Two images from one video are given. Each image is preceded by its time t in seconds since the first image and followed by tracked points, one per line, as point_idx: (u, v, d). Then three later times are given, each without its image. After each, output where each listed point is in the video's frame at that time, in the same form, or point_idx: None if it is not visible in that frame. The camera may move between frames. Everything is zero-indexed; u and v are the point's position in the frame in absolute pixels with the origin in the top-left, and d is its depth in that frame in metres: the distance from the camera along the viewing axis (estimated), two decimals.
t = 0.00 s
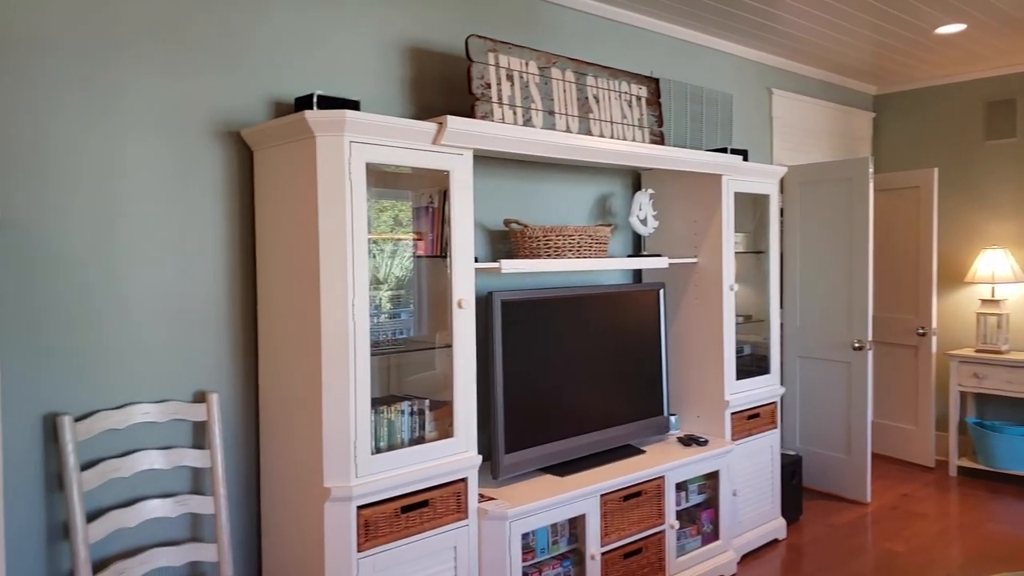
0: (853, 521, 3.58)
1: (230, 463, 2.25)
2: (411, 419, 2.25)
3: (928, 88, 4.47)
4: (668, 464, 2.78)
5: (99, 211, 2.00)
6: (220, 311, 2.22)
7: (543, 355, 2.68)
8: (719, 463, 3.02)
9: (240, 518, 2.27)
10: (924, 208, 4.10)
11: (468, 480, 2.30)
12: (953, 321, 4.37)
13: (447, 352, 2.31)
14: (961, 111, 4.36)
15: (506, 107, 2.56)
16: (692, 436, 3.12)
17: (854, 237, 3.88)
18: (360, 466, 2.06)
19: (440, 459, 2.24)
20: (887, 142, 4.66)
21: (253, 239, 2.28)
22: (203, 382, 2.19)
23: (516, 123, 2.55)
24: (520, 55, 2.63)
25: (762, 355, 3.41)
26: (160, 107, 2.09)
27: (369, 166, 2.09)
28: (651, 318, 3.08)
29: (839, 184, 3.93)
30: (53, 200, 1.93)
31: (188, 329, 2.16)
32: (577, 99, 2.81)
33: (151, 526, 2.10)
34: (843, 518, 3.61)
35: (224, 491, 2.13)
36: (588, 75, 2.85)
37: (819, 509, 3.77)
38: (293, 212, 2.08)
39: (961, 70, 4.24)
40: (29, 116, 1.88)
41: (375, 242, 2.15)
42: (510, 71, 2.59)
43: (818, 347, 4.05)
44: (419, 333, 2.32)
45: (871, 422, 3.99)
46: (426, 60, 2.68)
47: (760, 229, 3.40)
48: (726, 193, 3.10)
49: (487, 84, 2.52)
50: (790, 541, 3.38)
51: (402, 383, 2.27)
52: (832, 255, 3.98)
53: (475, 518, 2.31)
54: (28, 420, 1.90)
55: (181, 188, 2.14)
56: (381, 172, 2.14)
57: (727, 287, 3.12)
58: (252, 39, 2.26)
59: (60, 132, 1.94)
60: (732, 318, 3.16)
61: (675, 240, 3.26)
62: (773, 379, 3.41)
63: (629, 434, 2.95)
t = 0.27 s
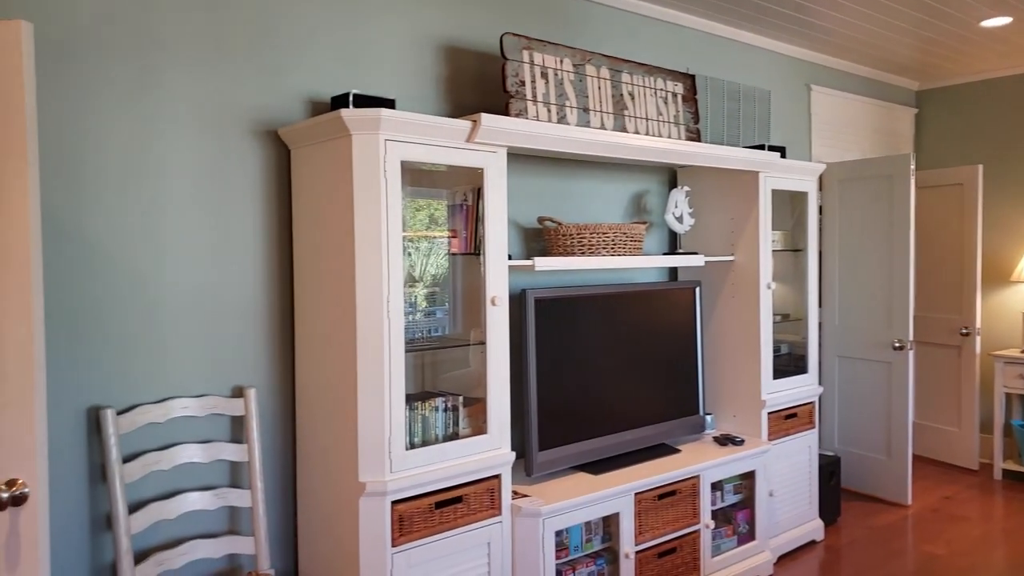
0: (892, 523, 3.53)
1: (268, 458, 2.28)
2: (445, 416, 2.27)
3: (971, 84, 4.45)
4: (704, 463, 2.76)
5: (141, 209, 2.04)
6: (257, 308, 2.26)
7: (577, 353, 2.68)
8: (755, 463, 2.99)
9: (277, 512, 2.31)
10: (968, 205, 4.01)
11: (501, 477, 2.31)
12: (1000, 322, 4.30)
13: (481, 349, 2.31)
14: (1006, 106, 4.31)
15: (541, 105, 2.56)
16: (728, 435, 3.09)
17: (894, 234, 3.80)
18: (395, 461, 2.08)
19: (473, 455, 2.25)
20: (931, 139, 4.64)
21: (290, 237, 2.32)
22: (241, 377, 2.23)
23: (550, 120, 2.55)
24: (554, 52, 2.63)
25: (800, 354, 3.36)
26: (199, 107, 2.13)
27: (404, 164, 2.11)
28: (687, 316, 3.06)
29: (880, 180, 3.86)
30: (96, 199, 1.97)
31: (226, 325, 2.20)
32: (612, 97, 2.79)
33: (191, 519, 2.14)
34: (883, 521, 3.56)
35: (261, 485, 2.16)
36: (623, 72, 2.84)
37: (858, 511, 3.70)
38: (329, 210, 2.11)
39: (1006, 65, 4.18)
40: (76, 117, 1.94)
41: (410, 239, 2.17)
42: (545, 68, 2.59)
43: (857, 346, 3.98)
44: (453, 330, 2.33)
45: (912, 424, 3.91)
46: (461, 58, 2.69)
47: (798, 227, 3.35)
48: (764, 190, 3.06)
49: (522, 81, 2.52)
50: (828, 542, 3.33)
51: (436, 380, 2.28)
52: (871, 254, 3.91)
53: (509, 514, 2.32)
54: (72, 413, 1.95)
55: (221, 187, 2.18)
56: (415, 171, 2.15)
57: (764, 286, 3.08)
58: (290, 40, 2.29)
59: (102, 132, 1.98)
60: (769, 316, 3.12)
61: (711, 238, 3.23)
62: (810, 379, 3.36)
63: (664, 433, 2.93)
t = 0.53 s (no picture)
0: (924, 526, 3.48)
1: (297, 456, 2.31)
2: (472, 414, 2.27)
3: (1006, 80, 4.41)
4: (732, 464, 2.74)
5: (173, 210, 2.07)
6: (287, 307, 2.29)
7: (603, 353, 2.66)
8: (784, 464, 2.96)
9: (306, 509, 2.33)
10: (1002, 203, 3.93)
11: (528, 476, 2.31)
12: None
13: (508, 348, 2.32)
14: None
15: (568, 104, 2.56)
16: (756, 436, 3.07)
17: (926, 232, 3.74)
18: (423, 460, 2.09)
19: (501, 453, 2.25)
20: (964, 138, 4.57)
21: (319, 237, 2.34)
22: (270, 375, 2.26)
23: (577, 119, 2.54)
24: (582, 51, 2.62)
25: (830, 355, 3.33)
26: (230, 108, 2.16)
27: (432, 165, 2.12)
28: (715, 316, 3.04)
29: (912, 178, 3.79)
30: (129, 199, 2.01)
31: (256, 324, 2.23)
32: (640, 95, 2.78)
33: (221, 515, 2.17)
34: (914, 523, 3.52)
35: (290, 483, 2.18)
36: (651, 70, 2.83)
37: (889, 513, 3.65)
38: (358, 210, 2.12)
39: None
40: (111, 118, 1.97)
41: (438, 239, 2.18)
42: (573, 67, 2.59)
43: (888, 347, 3.93)
44: (481, 330, 2.34)
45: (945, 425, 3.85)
46: (488, 58, 2.70)
47: (828, 225, 3.31)
48: (793, 188, 3.04)
49: (549, 81, 2.52)
50: (857, 545, 3.29)
51: (463, 379, 2.29)
52: (903, 252, 3.85)
53: (535, 513, 2.32)
54: (106, 410, 1.98)
55: (251, 187, 2.20)
56: (443, 170, 2.16)
57: (793, 285, 3.05)
58: (320, 41, 2.31)
59: (136, 133, 2.01)
60: (798, 316, 3.09)
61: (740, 237, 3.21)
62: (841, 379, 3.33)
63: (692, 433, 2.91)
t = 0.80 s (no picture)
0: (942, 528, 3.45)
1: (314, 455, 2.31)
2: (490, 414, 2.27)
3: None
4: (749, 465, 2.72)
5: (191, 209, 2.08)
6: (305, 306, 2.29)
7: (621, 353, 2.66)
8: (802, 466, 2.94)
9: (323, 509, 2.33)
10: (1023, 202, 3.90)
11: (545, 476, 2.30)
12: None
13: (524, 348, 2.32)
14: None
15: (586, 103, 2.55)
16: (774, 437, 3.05)
17: (945, 232, 3.70)
18: (441, 460, 2.09)
19: (518, 454, 2.24)
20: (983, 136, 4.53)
21: (337, 237, 2.34)
22: (288, 374, 2.26)
23: (595, 119, 2.53)
24: (600, 50, 2.61)
25: (848, 355, 3.30)
26: (249, 108, 2.16)
27: (450, 164, 2.12)
28: (731, 316, 3.02)
29: (930, 177, 3.76)
30: (149, 199, 2.01)
31: (274, 324, 2.23)
32: (657, 94, 2.77)
33: (239, 514, 2.17)
34: (932, 525, 3.49)
35: (307, 482, 2.18)
36: (668, 69, 2.81)
37: (907, 515, 3.62)
38: (376, 210, 2.12)
39: None
40: (130, 118, 1.98)
41: (455, 238, 2.17)
42: (590, 66, 2.58)
43: (906, 347, 3.89)
44: (499, 330, 2.33)
45: (964, 427, 3.81)
46: (505, 57, 2.69)
47: (846, 225, 3.29)
48: (811, 187, 3.01)
49: (567, 80, 2.51)
50: (875, 547, 3.27)
51: (480, 379, 2.28)
52: (921, 253, 3.81)
53: (552, 514, 2.31)
54: (125, 409, 1.99)
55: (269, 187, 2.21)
56: (461, 170, 2.16)
57: (812, 285, 3.03)
58: (338, 41, 2.32)
59: (155, 133, 2.02)
60: (816, 316, 3.07)
61: (757, 237, 3.19)
62: (859, 380, 3.30)
63: (709, 434, 2.90)
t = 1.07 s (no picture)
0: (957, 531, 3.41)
1: (329, 457, 2.29)
2: (506, 416, 2.24)
3: None
4: (766, 467, 2.69)
5: (206, 208, 2.06)
6: (320, 307, 2.27)
7: (637, 354, 2.63)
8: (818, 468, 2.91)
9: (337, 511, 2.31)
10: None
11: (562, 478, 2.28)
12: None
13: (541, 349, 2.29)
14: None
15: (602, 102, 2.52)
16: (790, 439, 3.02)
17: (961, 232, 3.66)
18: (457, 462, 2.06)
19: (534, 456, 2.22)
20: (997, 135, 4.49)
21: (351, 236, 2.32)
22: (302, 376, 2.24)
23: (611, 117, 2.50)
24: (616, 48, 2.59)
25: (864, 356, 3.27)
26: (263, 106, 2.15)
27: (467, 163, 2.09)
28: (747, 317, 3.00)
29: (946, 177, 3.72)
30: (164, 198, 2.00)
31: (289, 324, 2.21)
32: (674, 93, 2.74)
33: (254, 516, 2.15)
34: (947, 528, 3.45)
35: (322, 484, 2.16)
36: (685, 67, 2.78)
37: (922, 518, 3.59)
38: (392, 209, 2.10)
39: None
40: (145, 116, 1.96)
41: (472, 238, 2.15)
42: (607, 64, 2.55)
43: (921, 348, 3.86)
44: (514, 331, 2.30)
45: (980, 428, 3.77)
46: (520, 55, 2.67)
47: (862, 224, 3.25)
48: (828, 187, 2.98)
49: (583, 78, 2.48)
50: (891, 549, 3.24)
51: (496, 380, 2.26)
52: (936, 253, 3.77)
53: (569, 517, 2.29)
54: (140, 410, 1.97)
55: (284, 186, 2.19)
56: (477, 169, 2.13)
57: (828, 286, 3.00)
58: (353, 39, 2.30)
59: (170, 131, 2.00)
60: (832, 317, 3.04)
61: (773, 236, 3.16)
62: (875, 382, 3.26)
63: (725, 436, 2.87)
